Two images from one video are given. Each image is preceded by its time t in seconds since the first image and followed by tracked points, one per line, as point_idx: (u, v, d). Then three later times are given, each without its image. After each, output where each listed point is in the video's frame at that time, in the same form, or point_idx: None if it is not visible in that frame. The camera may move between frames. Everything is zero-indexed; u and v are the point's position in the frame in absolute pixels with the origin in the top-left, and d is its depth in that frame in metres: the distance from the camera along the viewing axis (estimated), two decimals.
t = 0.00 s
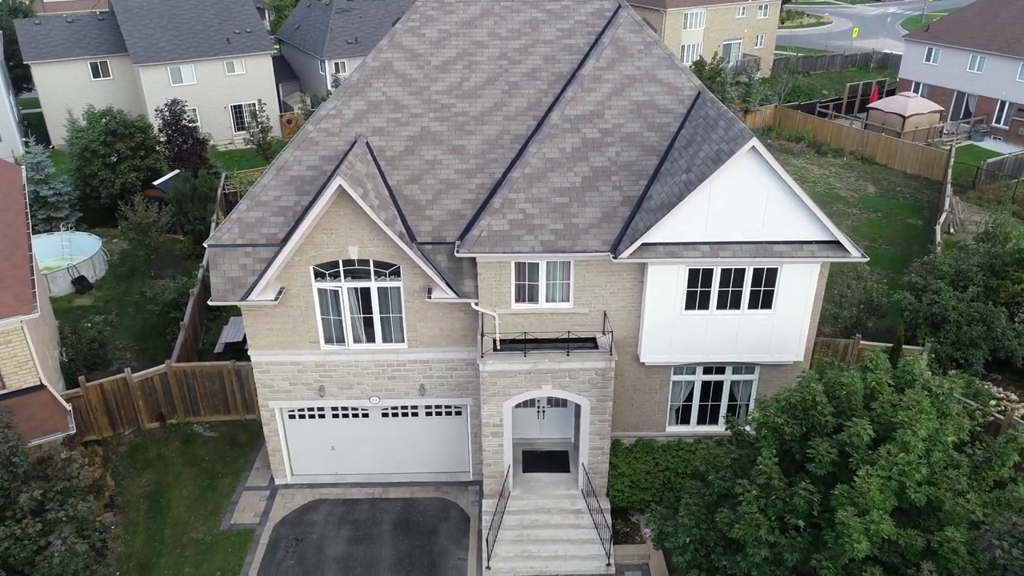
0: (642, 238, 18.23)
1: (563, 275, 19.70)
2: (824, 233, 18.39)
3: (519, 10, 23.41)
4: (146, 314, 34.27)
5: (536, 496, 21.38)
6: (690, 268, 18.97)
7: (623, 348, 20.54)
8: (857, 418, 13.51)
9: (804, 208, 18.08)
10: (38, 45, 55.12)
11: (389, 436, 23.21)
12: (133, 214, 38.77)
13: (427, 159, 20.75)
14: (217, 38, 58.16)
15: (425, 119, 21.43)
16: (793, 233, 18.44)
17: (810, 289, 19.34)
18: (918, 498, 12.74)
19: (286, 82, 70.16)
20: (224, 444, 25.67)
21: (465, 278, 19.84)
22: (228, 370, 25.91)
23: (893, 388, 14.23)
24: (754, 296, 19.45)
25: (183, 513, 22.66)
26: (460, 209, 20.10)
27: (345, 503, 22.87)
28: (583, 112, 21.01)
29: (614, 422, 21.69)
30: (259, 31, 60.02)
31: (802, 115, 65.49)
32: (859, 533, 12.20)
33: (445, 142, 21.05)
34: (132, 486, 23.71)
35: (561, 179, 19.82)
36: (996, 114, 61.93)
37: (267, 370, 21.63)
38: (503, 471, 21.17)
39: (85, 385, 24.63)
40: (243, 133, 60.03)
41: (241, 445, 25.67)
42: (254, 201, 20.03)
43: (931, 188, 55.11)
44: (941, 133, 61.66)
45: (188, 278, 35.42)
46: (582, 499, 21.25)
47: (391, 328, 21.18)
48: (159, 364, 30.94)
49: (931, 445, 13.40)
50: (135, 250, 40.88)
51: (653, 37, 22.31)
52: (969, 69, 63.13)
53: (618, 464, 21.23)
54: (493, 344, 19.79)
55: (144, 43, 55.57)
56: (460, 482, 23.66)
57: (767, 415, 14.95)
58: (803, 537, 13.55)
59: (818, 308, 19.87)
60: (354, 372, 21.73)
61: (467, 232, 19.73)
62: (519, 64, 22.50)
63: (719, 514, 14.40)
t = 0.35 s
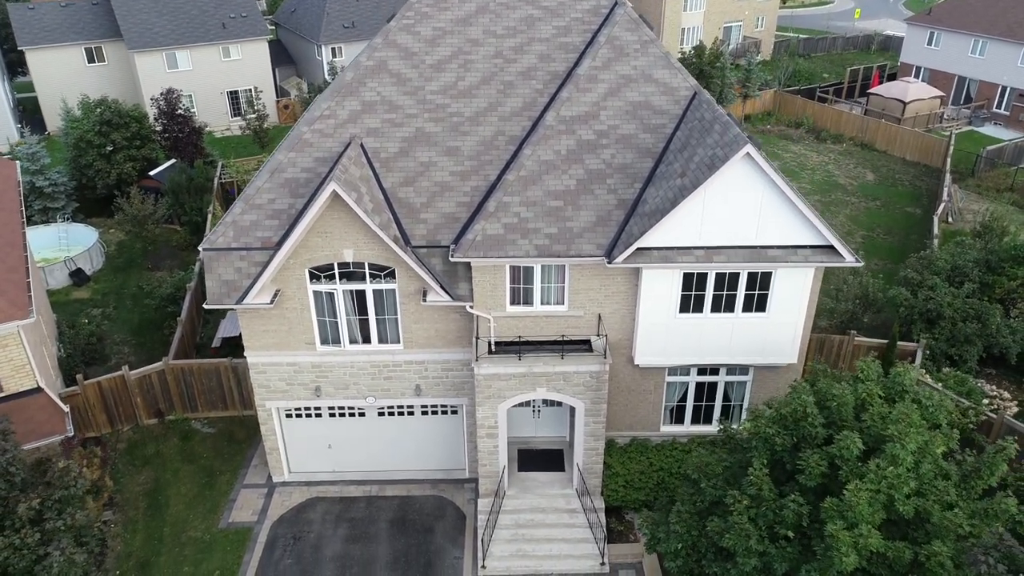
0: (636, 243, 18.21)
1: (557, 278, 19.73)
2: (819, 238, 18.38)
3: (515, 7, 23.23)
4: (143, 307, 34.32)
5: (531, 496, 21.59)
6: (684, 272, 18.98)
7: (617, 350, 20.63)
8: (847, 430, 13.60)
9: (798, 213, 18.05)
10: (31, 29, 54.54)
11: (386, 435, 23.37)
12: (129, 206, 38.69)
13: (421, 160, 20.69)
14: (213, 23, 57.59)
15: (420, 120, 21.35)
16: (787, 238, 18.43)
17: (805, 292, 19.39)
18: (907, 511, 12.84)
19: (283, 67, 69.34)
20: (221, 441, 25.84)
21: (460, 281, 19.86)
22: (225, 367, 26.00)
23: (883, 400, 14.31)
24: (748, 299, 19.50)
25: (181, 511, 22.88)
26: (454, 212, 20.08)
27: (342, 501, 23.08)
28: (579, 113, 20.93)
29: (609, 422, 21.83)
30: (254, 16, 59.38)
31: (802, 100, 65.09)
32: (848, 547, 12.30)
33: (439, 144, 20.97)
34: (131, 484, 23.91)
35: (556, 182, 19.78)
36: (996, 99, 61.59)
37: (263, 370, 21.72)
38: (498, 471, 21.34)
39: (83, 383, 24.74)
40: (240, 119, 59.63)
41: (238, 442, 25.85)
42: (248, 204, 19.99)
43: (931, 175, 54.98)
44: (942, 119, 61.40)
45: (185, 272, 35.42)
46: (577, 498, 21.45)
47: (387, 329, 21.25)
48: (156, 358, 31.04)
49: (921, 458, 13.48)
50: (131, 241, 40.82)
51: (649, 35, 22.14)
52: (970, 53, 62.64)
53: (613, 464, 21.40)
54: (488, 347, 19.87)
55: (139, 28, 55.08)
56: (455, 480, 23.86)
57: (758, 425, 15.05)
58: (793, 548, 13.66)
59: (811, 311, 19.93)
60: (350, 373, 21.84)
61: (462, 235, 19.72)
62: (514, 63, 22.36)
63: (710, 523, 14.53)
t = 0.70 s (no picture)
0: (633, 248, 18.18)
1: (554, 281, 19.71)
2: (815, 242, 18.34)
3: (512, 4, 23.03)
4: (141, 301, 34.32)
5: (527, 496, 21.77)
6: (680, 276, 18.97)
7: (614, 352, 20.68)
8: (839, 442, 13.66)
9: (795, 218, 17.99)
10: (26, 14, 53.72)
11: (384, 434, 23.46)
12: (126, 199, 38.57)
13: (417, 162, 20.60)
14: (208, 9, 56.95)
15: (416, 121, 21.23)
16: (784, 242, 18.39)
17: (801, 295, 19.38)
18: (898, 523, 12.92)
19: (280, 53, 68.55)
20: (220, 439, 25.96)
21: (457, 285, 19.85)
22: (224, 365, 26.05)
23: (877, 411, 14.36)
24: (744, 302, 19.51)
25: (180, 509, 23.07)
26: (450, 215, 20.02)
27: (340, 500, 23.23)
28: (576, 114, 20.80)
29: (605, 423, 21.94)
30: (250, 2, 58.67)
31: (803, 86, 64.58)
32: (840, 560, 12.36)
33: (435, 145, 20.86)
34: (131, 482, 24.08)
35: (553, 185, 19.70)
36: (998, 85, 61.12)
37: (260, 371, 21.79)
38: (495, 471, 21.50)
39: (82, 381, 24.86)
40: (237, 106, 59.17)
41: (237, 439, 25.97)
42: (244, 207, 19.93)
43: (931, 164, 54.82)
44: (943, 106, 61.12)
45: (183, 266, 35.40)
46: (573, 498, 21.63)
47: (384, 331, 21.26)
48: (155, 353, 31.11)
49: (913, 470, 13.54)
50: (129, 233, 40.73)
51: (647, 34, 21.96)
52: (973, 38, 62.15)
53: (609, 464, 21.52)
54: (485, 350, 19.93)
55: (135, 15, 54.48)
56: (453, 478, 24.00)
57: (751, 436, 15.11)
58: (785, 558, 13.74)
59: (808, 313, 19.93)
60: (347, 374, 21.92)
61: (458, 239, 19.68)
62: (511, 62, 22.19)
63: (703, 533, 14.63)
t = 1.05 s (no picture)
0: (630, 256, 18.10)
1: (551, 288, 19.67)
2: (814, 250, 18.27)
3: (510, 3, 22.80)
4: (139, 296, 34.27)
5: (525, 498, 21.89)
6: (678, 283, 18.92)
7: (611, 357, 20.71)
8: (834, 459, 13.72)
9: (793, 226, 17.91)
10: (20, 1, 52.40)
11: (382, 435, 23.56)
12: (123, 193, 38.35)
13: (414, 167, 20.46)
14: None
15: (413, 124, 21.05)
16: (781, 250, 18.32)
17: (799, 302, 19.34)
18: (892, 541, 12.99)
19: (277, 38, 67.04)
20: (219, 438, 26.04)
21: (454, 291, 19.82)
22: (222, 365, 26.06)
23: (872, 426, 14.40)
24: (741, 309, 19.48)
25: (180, 510, 23.20)
26: (448, 221, 19.92)
27: (339, 501, 23.36)
28: (574, 117, 20.64)
29: (602, 426, 22.03)
30: None
31: (805, 72, 64.13)
32: None
33: (432, 149, 20.71)
34: (131, 483, 24.20)
35: (550, 190, 19.59)
36: (1001, 71, 60.48)
37: (258, 375, 21.82)
38: (492, 475, 21.61)
39: (81, 382, 24.87)
40: (234, 93, 58.55)
41: (236, 439, 26.05)
42: (240, 213, 19.84)
43: (932, 152, 54.59)
44: (946, 92, 60.74)
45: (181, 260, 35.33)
46: (570, 501, 21.75)
47: (381, 335, 21.26)
48: (153, 350, 31.12)
49: (907, 487, 13.60)
50: (126, 226, 40.58)
51: (646, 34, 21.74)
52: (977, 23, 61.56)
53: (606, 468, 21.65)
54: (482, 356, 19.94)
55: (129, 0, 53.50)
56: (451, 479, 24.11)
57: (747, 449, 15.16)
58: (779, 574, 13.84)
59: (805, 319, 19.88)
60: (345, 377, 21.95)
61: (455, 246, 19.60)
62: (508, 63, 21.99)
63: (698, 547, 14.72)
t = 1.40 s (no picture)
0: (628, 265, 18.06)
1: (549, 295, 19.64)
2: (812, 259, 18.22)
3: (508, 4, 22.64)
4: (138, 293, 34.26)
5: (523, 502, 22.00)
6: (676, 291, 18.87)
7: (609, 363, 20.73)
8: (830, 476, 13.75)
9: (792, 236, 17.85)
10: None
11: (381, 438, 23.61)
12: (121, 189, 38.12)
13: (412, 173, 20.37)
14: None
15: (411, 129, 20.92)
16: (780, 258, 18.27)
17: (797, 310, 19.31)
18: (887, 558, 13.03)
19: (275, 27, 64.79)
20: (218, 439, 26.12)
21: (452, 298, 19.78)
22: (221, 366, 26.07)
23: (869, 441, 14.45)
24: (740, 316, 19.46)
25: (180, 513, 23.34)
26: (445, 228, 19.87)
27: (338, 503, 23.48)
28: (572, 122, 20.52)
29: (601, 430, 22.09)
30: None
31: (806, 61, 63.55)
32: None
33: (430, 155, 20.60)
34: (131, 485, 24.31)
35: (549, 198, 19.51)
36: (1004, 60, 60.32)
37: (257, 380, 21.85)
38: (491, 479, 21.72)
39: (80, 385, 24.88)
40: (231, 82, 57.60)
41: (236, 440, 26.12)
42: (237, 220, 19.77)
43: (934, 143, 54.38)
44: (948, 81, 60.40)
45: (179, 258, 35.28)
46: (568, 505, 21.86)
47: (379, 340, 21.25)
48: (152, 350, 31.14)
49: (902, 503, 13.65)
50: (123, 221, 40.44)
51: (645, 37, 21.57)
52: (979, 11, 61.04)
53: (603, 472, 21.74)
54: (480, 363, 19.95)
55: None
56: (450, 481, 24.21)
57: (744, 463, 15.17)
58: None
59: (803, 326, 19.87)
60: (344, 382, 21.99)
61: (453, 253, 19.54)
62: (506, 67, 21.83)
63: (694, 561, 14.74)
